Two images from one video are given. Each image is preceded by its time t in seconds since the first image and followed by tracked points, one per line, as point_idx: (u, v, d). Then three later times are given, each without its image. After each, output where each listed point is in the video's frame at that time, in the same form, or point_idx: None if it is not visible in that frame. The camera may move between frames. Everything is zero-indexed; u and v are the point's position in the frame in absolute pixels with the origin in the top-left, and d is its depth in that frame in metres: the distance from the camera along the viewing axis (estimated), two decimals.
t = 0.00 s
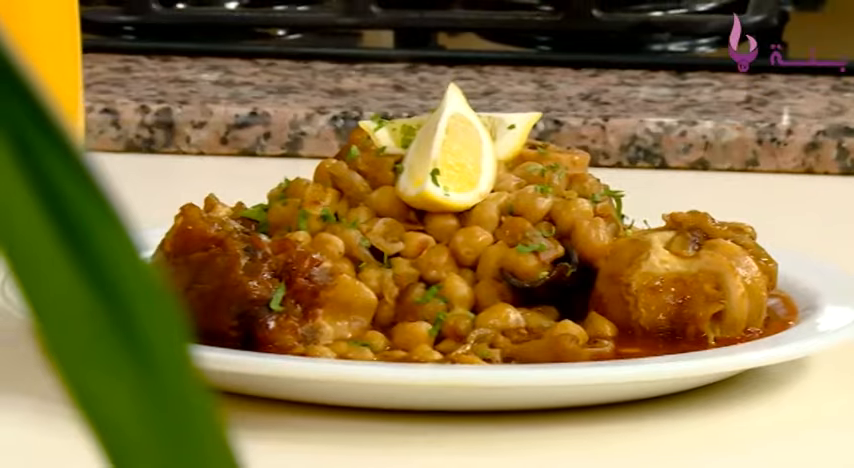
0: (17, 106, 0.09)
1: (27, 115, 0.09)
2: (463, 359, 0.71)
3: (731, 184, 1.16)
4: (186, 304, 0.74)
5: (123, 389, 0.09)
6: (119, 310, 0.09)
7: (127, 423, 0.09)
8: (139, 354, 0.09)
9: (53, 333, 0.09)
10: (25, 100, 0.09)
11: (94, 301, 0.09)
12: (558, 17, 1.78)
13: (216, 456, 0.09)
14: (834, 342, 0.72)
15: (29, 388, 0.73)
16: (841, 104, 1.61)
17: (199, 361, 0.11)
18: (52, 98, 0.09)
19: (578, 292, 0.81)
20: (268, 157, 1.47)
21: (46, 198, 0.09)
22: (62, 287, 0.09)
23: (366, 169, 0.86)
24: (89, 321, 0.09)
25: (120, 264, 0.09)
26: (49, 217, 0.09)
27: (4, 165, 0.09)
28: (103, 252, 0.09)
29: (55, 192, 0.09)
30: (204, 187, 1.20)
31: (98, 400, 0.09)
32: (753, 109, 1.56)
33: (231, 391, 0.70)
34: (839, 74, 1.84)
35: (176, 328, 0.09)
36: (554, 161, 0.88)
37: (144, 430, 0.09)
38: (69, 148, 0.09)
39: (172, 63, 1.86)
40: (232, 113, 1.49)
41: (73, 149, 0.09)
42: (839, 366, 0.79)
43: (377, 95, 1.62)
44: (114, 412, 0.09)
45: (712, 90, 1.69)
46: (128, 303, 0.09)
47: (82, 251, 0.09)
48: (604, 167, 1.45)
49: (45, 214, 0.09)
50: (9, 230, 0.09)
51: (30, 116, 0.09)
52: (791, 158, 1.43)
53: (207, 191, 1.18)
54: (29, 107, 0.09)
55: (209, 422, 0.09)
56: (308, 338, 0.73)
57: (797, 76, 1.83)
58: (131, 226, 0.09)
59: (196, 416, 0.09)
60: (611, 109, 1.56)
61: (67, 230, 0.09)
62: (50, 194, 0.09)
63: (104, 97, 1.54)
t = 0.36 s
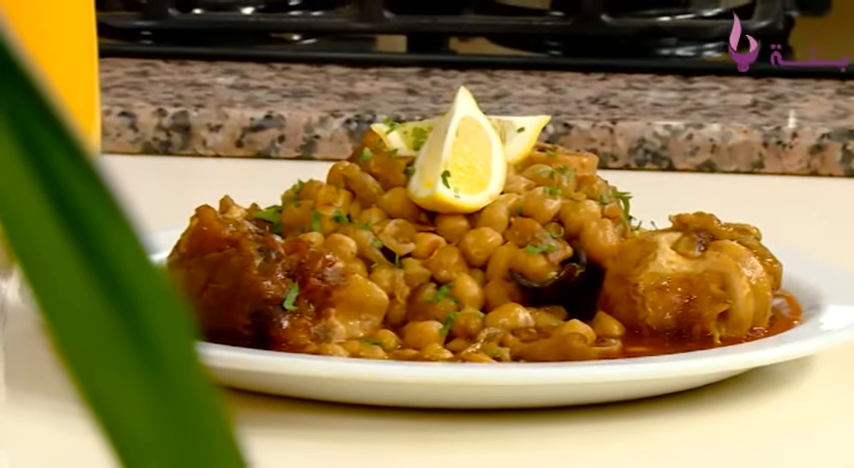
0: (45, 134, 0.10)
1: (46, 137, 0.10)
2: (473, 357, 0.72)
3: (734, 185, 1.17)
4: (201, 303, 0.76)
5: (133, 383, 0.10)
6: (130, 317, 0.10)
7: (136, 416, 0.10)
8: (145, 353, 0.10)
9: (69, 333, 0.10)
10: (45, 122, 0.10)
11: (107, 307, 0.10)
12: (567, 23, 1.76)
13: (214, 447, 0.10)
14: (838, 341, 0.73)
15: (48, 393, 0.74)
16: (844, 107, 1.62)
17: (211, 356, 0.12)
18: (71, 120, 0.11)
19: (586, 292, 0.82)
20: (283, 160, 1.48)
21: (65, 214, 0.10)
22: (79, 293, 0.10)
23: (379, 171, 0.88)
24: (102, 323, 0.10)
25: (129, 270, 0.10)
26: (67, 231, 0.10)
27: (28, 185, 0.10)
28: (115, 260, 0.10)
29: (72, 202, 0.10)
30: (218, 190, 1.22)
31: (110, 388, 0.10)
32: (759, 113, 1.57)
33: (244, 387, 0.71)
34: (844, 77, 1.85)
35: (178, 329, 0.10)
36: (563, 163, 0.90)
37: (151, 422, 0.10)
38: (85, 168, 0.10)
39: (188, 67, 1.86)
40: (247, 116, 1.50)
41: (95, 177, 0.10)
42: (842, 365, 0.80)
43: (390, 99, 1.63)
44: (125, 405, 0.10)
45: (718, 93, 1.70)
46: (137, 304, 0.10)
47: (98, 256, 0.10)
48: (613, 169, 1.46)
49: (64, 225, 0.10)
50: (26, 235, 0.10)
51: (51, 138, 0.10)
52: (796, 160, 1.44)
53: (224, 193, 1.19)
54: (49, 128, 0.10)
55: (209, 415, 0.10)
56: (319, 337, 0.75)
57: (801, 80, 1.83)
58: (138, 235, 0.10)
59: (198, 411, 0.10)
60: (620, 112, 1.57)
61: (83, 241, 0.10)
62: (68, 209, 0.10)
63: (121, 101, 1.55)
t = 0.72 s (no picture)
0: (55, 137, 0.11)
1: (59, 145, 0.11)
2: (481, 356, 0.74)
3: (735, 188, 1.17)
4: (215, 303, 0.77)
5: (138, 379, 0.11)
6: (136, 316, 0.11)
7: (139, 407, 0.10)
8: (150, 347, 0.11)
9: (73, 328, 0.10)
10: (53, 127, 0.11)
11: (116, 307, 0.10)
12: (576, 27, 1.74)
13: (217, 440, 0.11)
14: (840, 339, 0.74)
15: (61, 398, 0.75)
16: (847, 111, 1.62)
17: (214, 359, 0.13)
18: (81, 128, 0.11)
19: (593, 292, 0.84)
20: (295, 162, 1.49)
21: (75, 218, 0.11)
22: (84, 291, 0.10)
23: (388, 173, 0.89)
24: (111, 320, 0.10)
25: (137, 270, 0.11)
26: (77, 237, 0.11)
27: (36, 185, 0.10)
28: (124, 261, 0.11)
29: (82, 204, 0.11)
30: (226, 192, 1.22)
31: (116, 387, 0.10)
32: (763, 116, 1.57)
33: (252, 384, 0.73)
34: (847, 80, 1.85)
35: (184, 328, 0.11)
36: (570, 165, 0.91)
37: (155, 415, 0.10)
38: (96, 173, 0.11)
39: (202, 70, 1.87)
40: (261, 119, 1.50)
41: (103, 183, 0.11)
42: (843, 363, 0.81)
43: (401, 102, 1.65)
44: (130, 398, 0.10)
45: (723, 97, 1.69)
46: (144, 305, 0.11)
47: (107, 258, 0.11)
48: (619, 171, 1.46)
49: (71, 227, 0.11)
50: (37, 233, 0.10)
51: (60, 140, 0.11)
52: (799, 163, 1.45)
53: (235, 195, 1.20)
54: (60, 134, 0.11)
55: (214, 407, 0.11)
56: (331, 336, 0.76)
57: (804, 83, 1.83)
58: (145, 236, 0.11)
59: (203, 403, 0.11)
60: (626, 115, 1.57)
61: (91, 244, 0.11)
62: (79, 215, 0.11)
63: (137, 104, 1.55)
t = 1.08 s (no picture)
0: (46, 118, 0.09)
1: (59, 133, 0.09)
2: (489, 355, 0.75)
3: (740, 191, 1.19)
4: (229, 302, 0.79)
5: (148, 385, 0.09)
6: (143, 316, 0.09)
7: (148, 411, 0.09)
8: (159, 350, 0.09)
9: (75, 329, 0.09)
10: (51, 113, 0.09)
11: (120, 306, 0.09)
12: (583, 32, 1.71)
13: (231, 454, 0.09)
14: (841, 338, 0.76)
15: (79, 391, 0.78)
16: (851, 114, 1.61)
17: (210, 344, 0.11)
18: (77, 106, 0.10)
19: (599, 292, 0.86)
20: (308, 164, 1.49)
21: (75, 208, 0.09)
22: (85, 286, 0.09)
23: (399, 175, 0.91)
24: (117, 321, 0.09)
25: (144, 269, 0.09)
26: (81, 230, 0.09)
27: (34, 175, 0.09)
28: (129, 258, 0.09)
29: (80, 195, 0.09)
30: (235, 195, 1.23)
31: (124, 392, 0.09)
32: (767, 119, 1.56)
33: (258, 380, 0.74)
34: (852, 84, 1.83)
35: (197, 332, 0.09)
36: (577, 167, 0.92)
37: (167, 424, 0.09)
38: (95, 157, 0.09)
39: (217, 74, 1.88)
40: (274, 122, 1.50)
41: (103, 167, 0.09)
42: (846, 361, 0.83)
43: (412, 105, 1.65)
44: (139, 409, 0.09)
45: (729, 100, 1.69)
46: (151, 303, 0.09)
47: (107, 251, 0.09)
48: (625, 174, 1.46)
49: (72, 221, 0.09)
50: (30, 220, 0.09)
51: (59, 130, 0.09)
52: (803, 165, 1.44)
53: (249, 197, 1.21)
54: (53, 116, 0.09)
55: (224, 408, 0.09)
56: (343, 334, 0.78)
57: (809, 87, 1.82)
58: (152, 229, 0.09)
59: (219, 412, 0.09)
60: (633, 118, 1.57)
61: (94, 239, 0.09)
62: (76, 202, 0.09)
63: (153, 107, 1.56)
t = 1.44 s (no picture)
0: (60, 122, 0.09)
1: (77, 144, 0.09)
2: (500, 354, 0.77)
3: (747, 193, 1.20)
4: (244, 303, 0.81)
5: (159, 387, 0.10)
6: (154, 318, 0.10)
7: (157, 408, 0.10)
8: (171, 354, 0.10)
9: (90, 332, 0.09)
10: (68, 122, 0.09)
11: (130, 308, 0.09)
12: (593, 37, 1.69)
13: (239, 450, 0.10)
14: (845, 338, 0.77)
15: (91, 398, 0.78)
16: None
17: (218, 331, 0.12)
18: (89, 109, 0.10)
19: (607, 292, 0.87)
20: (323, 168, 1.49)
21: (88, 213, 0.09)
22: (99, 290, 0.09)
23: (411, 177, 0.93)
24: (130, 327, 0.09)
25: (157, 273, 0.10)
26: (91, 228, 0.09)
27: (54, 182, 0.09)
28: (138, 259, 0.10)
29: (94, 201, 0.09)
30: (245, 200, 1.23)
31: (136, 393, 0.09)
32: (773, 123, 1.55)
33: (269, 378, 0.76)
34: None
35: (207, 336, 0.10)
36: (586, 169, 0.94)
37: (181, 423, 0.10)
38: (108, 167, 0.09)
39: (233, 78, 1.89)
40: (290, 125, 1.50)
41: (114, 172, 0.09)
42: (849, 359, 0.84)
43: (424, 109, 1.67)
44: (153, 409, 0.09)
45: (735, 104, 1.68)
46: (161, 301, 0.10)
47: (120, 257, 0.09)
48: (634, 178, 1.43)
49: (88, 228, 0.09)
50: (46, 223, 0.09)
51: (76, 137, 0.09)
52: (809, 167, 1.43)
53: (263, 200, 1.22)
54: (66, 121, 0.09)
55: (230, 400, 0.10)
56: (356, 333, 0.80)
57: (813, 91, 1.82)
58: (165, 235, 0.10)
59: (227, 409, 0.10)
60: (642, 121, 1.56)
61: (107, 243, 0.09)
62: (90, 209, 0.09)
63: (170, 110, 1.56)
